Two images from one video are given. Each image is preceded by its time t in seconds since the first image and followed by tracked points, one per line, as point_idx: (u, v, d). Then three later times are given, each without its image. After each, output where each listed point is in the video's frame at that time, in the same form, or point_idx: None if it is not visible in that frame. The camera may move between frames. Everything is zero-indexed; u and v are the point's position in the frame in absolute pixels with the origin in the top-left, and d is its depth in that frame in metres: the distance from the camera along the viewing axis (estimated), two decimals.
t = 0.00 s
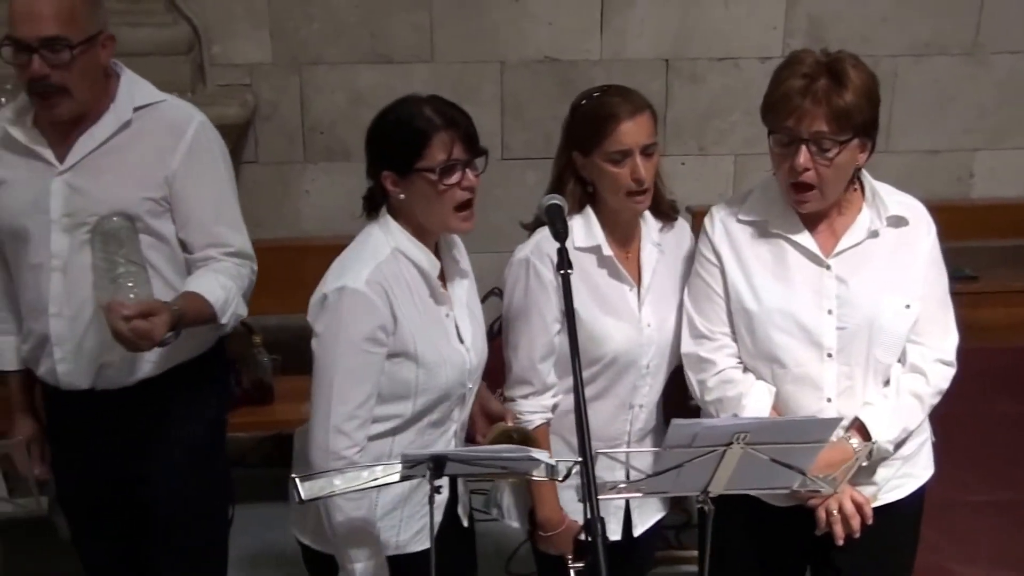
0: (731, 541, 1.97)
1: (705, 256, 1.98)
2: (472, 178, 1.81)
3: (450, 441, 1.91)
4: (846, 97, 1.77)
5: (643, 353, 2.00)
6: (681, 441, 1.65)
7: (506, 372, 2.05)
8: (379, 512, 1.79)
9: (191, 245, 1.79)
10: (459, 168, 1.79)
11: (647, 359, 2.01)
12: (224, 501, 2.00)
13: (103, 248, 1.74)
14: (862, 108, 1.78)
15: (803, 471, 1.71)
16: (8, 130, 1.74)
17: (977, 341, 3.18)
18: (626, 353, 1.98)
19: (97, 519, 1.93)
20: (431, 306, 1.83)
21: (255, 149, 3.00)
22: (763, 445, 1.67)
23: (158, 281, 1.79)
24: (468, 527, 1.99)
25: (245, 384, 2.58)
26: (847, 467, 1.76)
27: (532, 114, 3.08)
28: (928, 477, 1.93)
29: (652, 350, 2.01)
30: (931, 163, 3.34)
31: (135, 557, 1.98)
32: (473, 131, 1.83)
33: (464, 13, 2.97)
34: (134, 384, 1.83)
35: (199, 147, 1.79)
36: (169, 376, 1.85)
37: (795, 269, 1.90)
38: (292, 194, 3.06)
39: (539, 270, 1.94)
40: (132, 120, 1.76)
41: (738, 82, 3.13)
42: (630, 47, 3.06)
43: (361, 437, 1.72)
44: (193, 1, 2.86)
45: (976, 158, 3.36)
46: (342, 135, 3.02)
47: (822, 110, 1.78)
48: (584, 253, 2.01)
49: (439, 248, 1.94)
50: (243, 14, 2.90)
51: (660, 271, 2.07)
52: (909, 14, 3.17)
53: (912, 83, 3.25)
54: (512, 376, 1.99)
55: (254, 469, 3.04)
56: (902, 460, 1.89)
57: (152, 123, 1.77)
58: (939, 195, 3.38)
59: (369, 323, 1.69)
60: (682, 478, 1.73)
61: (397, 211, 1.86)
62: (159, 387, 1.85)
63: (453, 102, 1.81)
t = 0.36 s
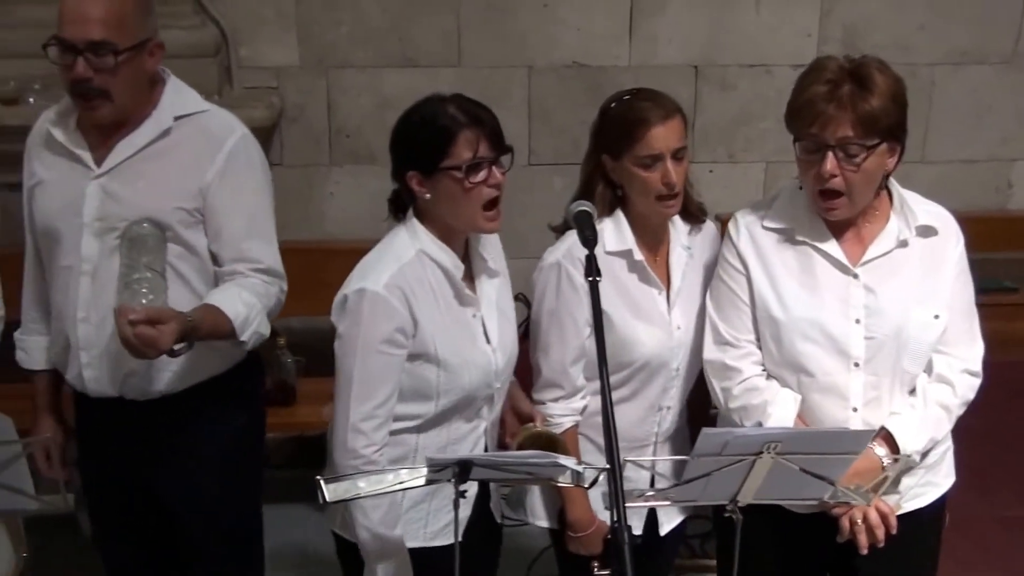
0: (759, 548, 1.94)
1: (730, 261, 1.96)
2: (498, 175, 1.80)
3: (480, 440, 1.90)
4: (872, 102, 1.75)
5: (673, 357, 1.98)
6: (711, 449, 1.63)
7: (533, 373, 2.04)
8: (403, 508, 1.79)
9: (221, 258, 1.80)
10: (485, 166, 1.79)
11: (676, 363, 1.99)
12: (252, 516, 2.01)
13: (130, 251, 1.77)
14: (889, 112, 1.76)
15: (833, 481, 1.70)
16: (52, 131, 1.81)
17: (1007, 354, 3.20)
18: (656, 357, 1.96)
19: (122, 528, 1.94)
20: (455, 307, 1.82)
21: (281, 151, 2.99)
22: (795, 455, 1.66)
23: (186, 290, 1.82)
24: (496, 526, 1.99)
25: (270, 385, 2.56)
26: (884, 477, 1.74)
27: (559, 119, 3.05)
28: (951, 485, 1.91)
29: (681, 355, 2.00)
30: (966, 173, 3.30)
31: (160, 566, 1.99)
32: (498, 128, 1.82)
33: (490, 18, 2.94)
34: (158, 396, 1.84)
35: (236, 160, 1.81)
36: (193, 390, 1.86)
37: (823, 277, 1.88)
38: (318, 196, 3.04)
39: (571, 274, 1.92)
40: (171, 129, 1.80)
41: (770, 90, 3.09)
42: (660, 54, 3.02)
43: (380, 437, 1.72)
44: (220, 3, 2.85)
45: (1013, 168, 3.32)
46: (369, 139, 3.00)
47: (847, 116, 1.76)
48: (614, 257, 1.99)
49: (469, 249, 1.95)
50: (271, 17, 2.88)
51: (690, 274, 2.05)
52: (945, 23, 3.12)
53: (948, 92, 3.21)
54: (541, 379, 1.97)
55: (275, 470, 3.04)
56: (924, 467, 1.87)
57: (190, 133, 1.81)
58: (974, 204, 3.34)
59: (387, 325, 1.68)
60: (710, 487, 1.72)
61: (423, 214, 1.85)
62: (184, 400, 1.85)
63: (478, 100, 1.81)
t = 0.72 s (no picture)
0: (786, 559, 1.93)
1: (756, 269, 1.95)
2: (525, 179, 1.81)
3: (506, 444, 1.92)
4: (904, 110, 1.74)
5: (701, 363, 1.99)
6: (739, 457, 1.63)
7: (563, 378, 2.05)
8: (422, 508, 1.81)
9: (246, 273, 1.79)
10: (512, 171, 1.79)
11: (704, 368, 2.00)
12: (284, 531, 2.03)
13: (150, 261, 1.77)
14: (921, 120, 1.76)
15: (862, 491, 1.70)
16: (103, 136, 1.88)
17: None
18: (686, 362, 1.97)
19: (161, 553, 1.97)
20: (478, 312, 1.83)
21: (310, 154, 2.96)
22: (823, 465, 1.66)
23: (211, 302, 1.82)
24: (524, 528, 2.00)
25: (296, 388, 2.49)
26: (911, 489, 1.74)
27: (588, 123, 3.00)
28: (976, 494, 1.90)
29: (709, 360, 2.01)
30: (996, 182, 3.26)
31: None
32: (525, 131, 1.82)
33: (520, 22, 2.91)
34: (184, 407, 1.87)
35: (267, 175, 1.81)
36: (219, 404, 1.88)
37: (850, 286, 1.88)
38: (346, 199, 3.00)
39: (600, 279, 1.95)
40: (206, 140, 1.82)
41: (802, 97, 3.06)
42: (691, 59, 2.99)
43: (388, 436, 1.73)
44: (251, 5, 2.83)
45: None
46: (397, 141, 2.96)
47: (879, 124, 1.76)
48: (644, 262, 2.00)
49: (500, 254, 1.96)
50: (300, 20, 2.86)
51: (719, 279, 2.06)
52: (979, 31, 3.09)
53: (980, 100, 3.17)
54: (571, 383, 2.00)
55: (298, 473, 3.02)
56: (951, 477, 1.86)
57: (225, 143, 1.82)
58: (1006, 214, 3.30)
59: (399, 328, 1.70)
60: (737, 495, 1.72)
61: (451, 219, 1.86)
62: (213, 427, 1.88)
63: (504, 104, 1.81)
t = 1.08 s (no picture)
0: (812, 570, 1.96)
1: (784, 277, 1.96)
2: (556, 188, 1.82)
3: (531, 453, 1.92)
4: (939, 122, 1.74)
5: (727, 371, 2.00)
6: (765, 465, 1.64)
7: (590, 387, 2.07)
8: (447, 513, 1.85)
9: (264, 272, 1.82)
10: (542, 179, 1.81)
11: (729, 376, 2.01)
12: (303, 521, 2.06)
13: (171, 261, 1.78)
14: (955, 132, 1.75)
15: (886, 499, 1.71)
16: (131, 134, 1.90)
17: None
18: (713, 369, 1.98)
19: (181, 539, 2.03)
20: (504, 319, 1.84)
21: (340, 156, 2.97)
22: (848, 473, 1.67)
23: (232, 299, 1.85)
24: (545, 534, 2.03)
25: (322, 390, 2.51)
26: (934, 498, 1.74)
27: (617, 127, 2.99)
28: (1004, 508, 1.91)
29: (735, 368, 2.02)
30: None
31: None
32: (557, 139, 1.85)
33: (548, 26, 2.90)
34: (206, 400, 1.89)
35: (288, 173, 1.81)
36: (233, 402, 1.90)
37: (878, 296, 1.88)
38: (374, 202, 3.02)
39: (627, 286, 1.96)
40: (229, 139, 1.84)
41: (826, 103, 3.01)
42: (717, 64, 2.96)
43: (411, 441, 1.76)
44: (284, 8, 2.85)
45: None
46: (426, 144, 2.97)
47: (913, 134, 1.76)
48: (671, 269, 2.01)
49: (528, 262, 1.99)
50: (331, 23, 2.87)
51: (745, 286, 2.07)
52: (1015, 33, 2.99)
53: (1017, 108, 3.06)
54: (598, 390, 2.03)
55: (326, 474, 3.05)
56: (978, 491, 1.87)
57: (246, 144, 1.84)
58: None
59: (425, 334, 1.72)
60: (763, 503, 1.73)
61: (480, 225, 1.88)
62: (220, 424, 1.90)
63: (537, 112, 1.84)
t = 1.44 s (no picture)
0: None
1: (809, 287, 1.97)
2: (585, 205, 1.84)
3: (554, 455, 1.94)
4: (968, 129, 1.75)
5: (749, 384, 2.00)
6: (788, 473, 1.65)
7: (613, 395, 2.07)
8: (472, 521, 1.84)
9: (301, 263, 1.85)
10: (572, 197, 1.82)
11: (752, 390, 2.01)
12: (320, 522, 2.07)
13: (213, 258, 1.82)
14: (983, 140, 1.76)
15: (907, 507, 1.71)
16: (153, 134, 1.91)
17: None
18: (736, 383, 1.98)
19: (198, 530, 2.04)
20: (535, 317, 1.86)
21: (365, 161, 2.99)
22: (872, 481, 1.66)
23: (268, 293, 1.88)
24: (569, 543, 2.04)
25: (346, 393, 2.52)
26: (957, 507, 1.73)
27: (640, 134, 2.99)
28: None
29: (758, 381, 2.01)
30: None
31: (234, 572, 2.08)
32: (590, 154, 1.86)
33: (573, 33, 2.91)
34: (241, 392, 1.91)
35: (320, 166, 1.86)
36: (267, 394, 1.92)
37: (903, 306, 1.88)
38: (399, 208, 3.03)
39: (650, 295, 1.98)
40: (258, 137, 1.86)
41: (849, 112, 3.00)
42: (740, 72, 2.96)
43: (451, 442, 1.75)
44: (313, 13, 2.88)
45: None
46: (451, 150, 2.99)
47: (943, 142, 1.76)
48: (696, 281, 2.02)
49: (554, 267, 2.00)
50: (358, 28, 2.89)
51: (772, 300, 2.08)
52: None
53: None
54: (620, 401, 2.02)
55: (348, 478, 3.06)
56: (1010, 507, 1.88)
57: (275, 139, 1.87)
58: None
59: (466, 332, 1.72)
60: (786, 510, 1.73)
61: (510, 228, 1.90)
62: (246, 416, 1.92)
63: (575, 127, 1.84)
